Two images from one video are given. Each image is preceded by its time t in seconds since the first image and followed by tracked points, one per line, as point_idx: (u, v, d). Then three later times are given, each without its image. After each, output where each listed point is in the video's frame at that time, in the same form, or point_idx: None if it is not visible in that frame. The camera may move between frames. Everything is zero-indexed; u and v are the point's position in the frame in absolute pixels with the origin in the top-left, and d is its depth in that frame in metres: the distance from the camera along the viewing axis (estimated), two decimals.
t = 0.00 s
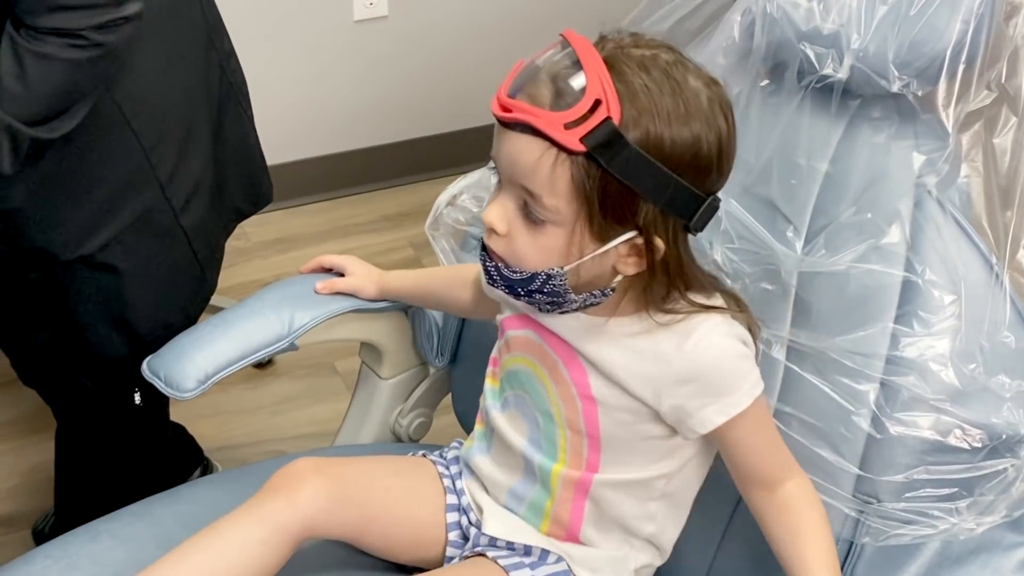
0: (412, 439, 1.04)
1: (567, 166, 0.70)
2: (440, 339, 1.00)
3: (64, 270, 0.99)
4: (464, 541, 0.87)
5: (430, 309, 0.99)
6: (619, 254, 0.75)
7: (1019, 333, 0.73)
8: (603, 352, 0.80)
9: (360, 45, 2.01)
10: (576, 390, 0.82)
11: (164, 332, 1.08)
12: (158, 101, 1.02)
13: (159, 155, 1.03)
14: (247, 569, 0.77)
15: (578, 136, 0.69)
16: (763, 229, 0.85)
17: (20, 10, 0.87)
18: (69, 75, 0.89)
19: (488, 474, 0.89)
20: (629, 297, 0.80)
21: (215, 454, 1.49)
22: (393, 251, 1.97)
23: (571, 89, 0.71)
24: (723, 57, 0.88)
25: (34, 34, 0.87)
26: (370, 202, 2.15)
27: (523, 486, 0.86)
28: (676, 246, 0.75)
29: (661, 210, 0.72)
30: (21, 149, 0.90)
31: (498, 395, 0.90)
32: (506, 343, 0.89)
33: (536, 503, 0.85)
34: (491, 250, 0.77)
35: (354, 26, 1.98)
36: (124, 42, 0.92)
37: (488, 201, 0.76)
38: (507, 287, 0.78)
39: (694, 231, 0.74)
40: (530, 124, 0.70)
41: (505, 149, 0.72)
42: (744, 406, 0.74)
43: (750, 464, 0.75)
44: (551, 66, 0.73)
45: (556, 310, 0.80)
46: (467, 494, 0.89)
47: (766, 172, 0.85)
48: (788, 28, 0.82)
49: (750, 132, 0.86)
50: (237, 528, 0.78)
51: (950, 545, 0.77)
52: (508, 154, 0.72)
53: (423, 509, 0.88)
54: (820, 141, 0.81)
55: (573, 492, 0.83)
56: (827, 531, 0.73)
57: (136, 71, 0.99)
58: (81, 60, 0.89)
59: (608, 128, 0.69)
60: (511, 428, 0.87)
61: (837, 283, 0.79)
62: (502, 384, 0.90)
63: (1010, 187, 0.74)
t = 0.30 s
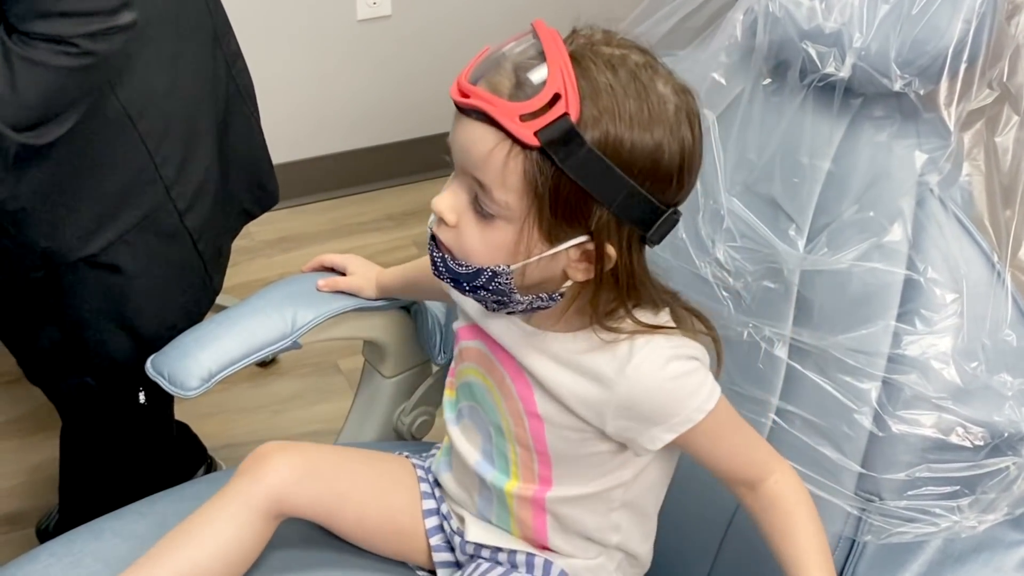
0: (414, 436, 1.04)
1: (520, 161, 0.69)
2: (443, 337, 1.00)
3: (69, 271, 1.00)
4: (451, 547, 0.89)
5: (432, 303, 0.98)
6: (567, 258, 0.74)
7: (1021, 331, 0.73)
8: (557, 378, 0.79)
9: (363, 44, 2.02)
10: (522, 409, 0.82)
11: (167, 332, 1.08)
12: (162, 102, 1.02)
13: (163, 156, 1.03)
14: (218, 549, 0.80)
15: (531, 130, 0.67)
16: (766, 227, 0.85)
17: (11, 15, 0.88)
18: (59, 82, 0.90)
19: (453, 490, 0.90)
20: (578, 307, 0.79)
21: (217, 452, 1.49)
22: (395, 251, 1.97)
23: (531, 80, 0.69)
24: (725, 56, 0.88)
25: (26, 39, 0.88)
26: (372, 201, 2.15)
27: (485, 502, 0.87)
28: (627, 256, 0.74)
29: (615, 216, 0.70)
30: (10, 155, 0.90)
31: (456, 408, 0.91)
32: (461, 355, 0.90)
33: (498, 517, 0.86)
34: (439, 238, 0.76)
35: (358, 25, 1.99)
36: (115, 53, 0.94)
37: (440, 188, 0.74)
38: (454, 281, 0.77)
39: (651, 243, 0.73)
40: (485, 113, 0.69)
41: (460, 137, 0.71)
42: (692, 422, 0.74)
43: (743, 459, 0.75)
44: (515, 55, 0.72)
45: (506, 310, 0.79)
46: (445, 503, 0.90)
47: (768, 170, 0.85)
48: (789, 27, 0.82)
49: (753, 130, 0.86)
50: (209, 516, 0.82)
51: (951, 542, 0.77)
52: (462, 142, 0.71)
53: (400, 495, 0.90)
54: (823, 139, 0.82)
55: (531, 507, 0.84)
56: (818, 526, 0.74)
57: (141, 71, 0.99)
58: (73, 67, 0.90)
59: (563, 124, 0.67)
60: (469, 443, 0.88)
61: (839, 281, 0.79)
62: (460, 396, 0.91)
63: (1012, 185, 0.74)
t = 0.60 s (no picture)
0: (417, 436, 1.04)
1: (509, 203, 0.69)
2: (445, 337, 1.00)
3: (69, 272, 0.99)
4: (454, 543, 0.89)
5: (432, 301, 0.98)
6: (560, 292, 0.74)
7: None
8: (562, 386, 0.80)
9: (364, 43, 2.01)
10: (528, 426, 0.83)
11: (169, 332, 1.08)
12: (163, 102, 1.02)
13: (164, 157, 1.03)
14: (223, 546, 0.80)
15: (522, 173, 0.67)
16: (767, 226, 0.84)
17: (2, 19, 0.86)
18: (49, 87, 0.89)
19: (461, 490, 0.90)
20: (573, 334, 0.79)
21: (219, 452, 1.49)
22: (397, 250, 1.97)
23: (526, 120, 0.69)
24: (726, 54, 0.88)
25: (15, 44, 0.87)
26: (374, 200, 2.15)
27: (493, 507, 0.87)
28: (620, 292, 0.74)
29: (607, 258, 0.70)
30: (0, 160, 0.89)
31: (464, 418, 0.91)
32: (468, 371, 0.91)
33: (503, 528, 0.86)
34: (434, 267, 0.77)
35: (359, 24, 1.98)
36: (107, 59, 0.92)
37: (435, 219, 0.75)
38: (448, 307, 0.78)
39: (646, 281, 0.72)
40: (478, 151, 0.69)
41: (454, 171, 0.71)
42: (694, 439, 0.74)
43: (754, 460, 0.75)
44: (514, 90, 0.71)
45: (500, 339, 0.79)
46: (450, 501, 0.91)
47: (770, 168, 0.84)
48: (792, 25, 0.82)
49: (755, 128, 0.86)
50: (215, 512, 0.82)
51: (954, 542, 0.77)
52: (456, 177, 0.71)
53: (404, 492, 0.90)
54: (824, 137, 0.81)
55: (539, 515, 0.84)
56: (831, 525, 0.74)
57: (142, 72, 0.99)
58: (63, 72, 0.89)
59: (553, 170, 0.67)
60: (475, 457, 0.89)
61: (841, 279, 0.79)
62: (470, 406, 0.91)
63: (1014, 184, 0.74)
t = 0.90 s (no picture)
0: (417, 435, 1.05)
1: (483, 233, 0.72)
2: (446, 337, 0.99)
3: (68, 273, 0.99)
4: (456, 539, 0.90)
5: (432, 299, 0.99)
6: (533, 321, 0.75)
7: None
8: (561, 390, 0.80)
9: (364, 42, 2.01)
10: (533, 431, 0.83)
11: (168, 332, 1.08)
12: (162, 103, 1.02)
13: (163, 158, 1.03)
14: (225, 547, 0.80)
15: (493, 211, 0.69)
16: (768, 225, 0.84)
17: None
18: (50, 87, 0.88)
19: (465, 488, 0.90)
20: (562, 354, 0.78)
21: (221, 451, 1.49)
22: (397, 249, 1.97)
23: (510, 156, 0.70)
24: (727, 53, 0.88)
25: (14, 43, 0.85)
26: (373, 200, 2.15)
27: (498, 506, 0.87)
28: (593, 332, 0.74)
29: (574, 299, 0.71)
30: None
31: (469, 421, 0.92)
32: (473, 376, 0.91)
33: (508, 529, 0.87)
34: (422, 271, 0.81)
35: (359, 23, 1.98)
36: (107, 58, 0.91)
37: (427, 228, 0.79)
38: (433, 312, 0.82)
39: (619, 324, 0.73)
40: (461, 179, 0.72)
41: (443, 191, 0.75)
42: (693, 450, 0.75)
43: (753, 463, 0.76)
44: (511, 121, 0.73)
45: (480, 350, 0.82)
46: (454, 497, 0.91)
47: (770, 167, 0.84)
48: (792, 24, 0.82)
49: (755, 128, 0.86)
50: (217, 512, 0.82)
51: (955, 541, 0.77)
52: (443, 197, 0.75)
53: (404, 490, 0.90)
54: (824, 136, 0.81)
55: (543, 517, 0.84)
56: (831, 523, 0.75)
57: (142, 73, 0.99)
58: (63, 73, 0.88)
59: (520, 213, 0.68)
60: (481, 459, 0.89)
61: (842, 278, 0.78)
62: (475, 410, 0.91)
63: (1015, 181, 0.75)
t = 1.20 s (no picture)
0: (415, 436, 1.04)
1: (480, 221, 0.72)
2: (442, 334, 1.00)
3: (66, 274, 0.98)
4: (456, 537, 0.90)
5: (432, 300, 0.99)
6: (522, 312, 0.75)
7: None
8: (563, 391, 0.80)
9: (361, 43, 2.01)
10: (536, 418, 0.83)
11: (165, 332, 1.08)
12: (159, 104, 1.02)
13: (160, 158, 1.03)
14: (226, 549, 0.80)
15: (488, 200, 0.69)
16: (766, 225, 0.84)
17: None
18: (37, 95, 0.90)
19: (468, 481, 0.90)
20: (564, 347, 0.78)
21: (219, 453, 1.49)
22: (396, 249, 1.97)
23: (512, 149, 0.70)
24: (724, 51, 0.88)
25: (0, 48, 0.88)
26: (371, 200, 2.15)
27: (499, 499, 0.87)
28: (585, 326, 0.74)
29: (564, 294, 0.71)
30: None
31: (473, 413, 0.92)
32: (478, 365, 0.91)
33: (509, 521, 0.86)
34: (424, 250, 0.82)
35: (356, 23, 1.98)
36: (96, 66, 0.93)
37: (433, 207, 0.79)
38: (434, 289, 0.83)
39: (609, 323, 0.72)
40: (462, 165, 0.71)
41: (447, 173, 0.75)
42: (693, 451, 0.75)
43: (751, 469, 0.76)
44: (518, 113, 0.72)
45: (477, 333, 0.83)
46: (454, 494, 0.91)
47: (768, 167, 0.84)
48: (788, 22, 0.82)
49: (752, 126, 0.85)
50: (218, 514, 0.82)
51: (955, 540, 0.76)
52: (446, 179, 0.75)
53: (408, 490, 0.90)
54: (821, 134, 0.81)
55: (543, 505, 0.84)
56: (823, 521, 0.75)
57: (139, 73, 0.99)
58: (50, 79, 0.90)
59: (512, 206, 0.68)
60: (486, 449, 0.89)
61: (840, 276, 0.79)
62: (479, 400, 0.91)
63: (1013, 178, 0.74)
